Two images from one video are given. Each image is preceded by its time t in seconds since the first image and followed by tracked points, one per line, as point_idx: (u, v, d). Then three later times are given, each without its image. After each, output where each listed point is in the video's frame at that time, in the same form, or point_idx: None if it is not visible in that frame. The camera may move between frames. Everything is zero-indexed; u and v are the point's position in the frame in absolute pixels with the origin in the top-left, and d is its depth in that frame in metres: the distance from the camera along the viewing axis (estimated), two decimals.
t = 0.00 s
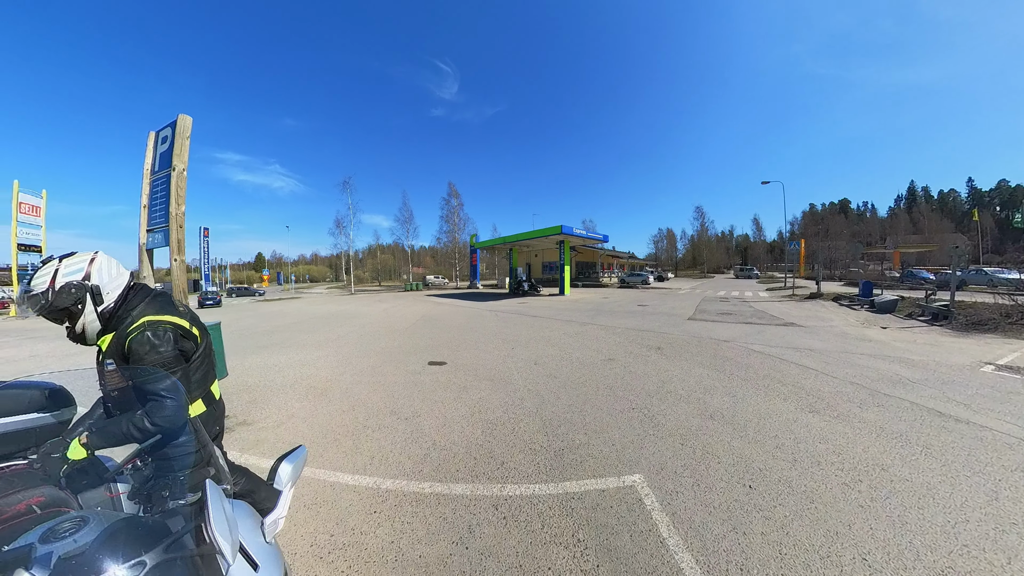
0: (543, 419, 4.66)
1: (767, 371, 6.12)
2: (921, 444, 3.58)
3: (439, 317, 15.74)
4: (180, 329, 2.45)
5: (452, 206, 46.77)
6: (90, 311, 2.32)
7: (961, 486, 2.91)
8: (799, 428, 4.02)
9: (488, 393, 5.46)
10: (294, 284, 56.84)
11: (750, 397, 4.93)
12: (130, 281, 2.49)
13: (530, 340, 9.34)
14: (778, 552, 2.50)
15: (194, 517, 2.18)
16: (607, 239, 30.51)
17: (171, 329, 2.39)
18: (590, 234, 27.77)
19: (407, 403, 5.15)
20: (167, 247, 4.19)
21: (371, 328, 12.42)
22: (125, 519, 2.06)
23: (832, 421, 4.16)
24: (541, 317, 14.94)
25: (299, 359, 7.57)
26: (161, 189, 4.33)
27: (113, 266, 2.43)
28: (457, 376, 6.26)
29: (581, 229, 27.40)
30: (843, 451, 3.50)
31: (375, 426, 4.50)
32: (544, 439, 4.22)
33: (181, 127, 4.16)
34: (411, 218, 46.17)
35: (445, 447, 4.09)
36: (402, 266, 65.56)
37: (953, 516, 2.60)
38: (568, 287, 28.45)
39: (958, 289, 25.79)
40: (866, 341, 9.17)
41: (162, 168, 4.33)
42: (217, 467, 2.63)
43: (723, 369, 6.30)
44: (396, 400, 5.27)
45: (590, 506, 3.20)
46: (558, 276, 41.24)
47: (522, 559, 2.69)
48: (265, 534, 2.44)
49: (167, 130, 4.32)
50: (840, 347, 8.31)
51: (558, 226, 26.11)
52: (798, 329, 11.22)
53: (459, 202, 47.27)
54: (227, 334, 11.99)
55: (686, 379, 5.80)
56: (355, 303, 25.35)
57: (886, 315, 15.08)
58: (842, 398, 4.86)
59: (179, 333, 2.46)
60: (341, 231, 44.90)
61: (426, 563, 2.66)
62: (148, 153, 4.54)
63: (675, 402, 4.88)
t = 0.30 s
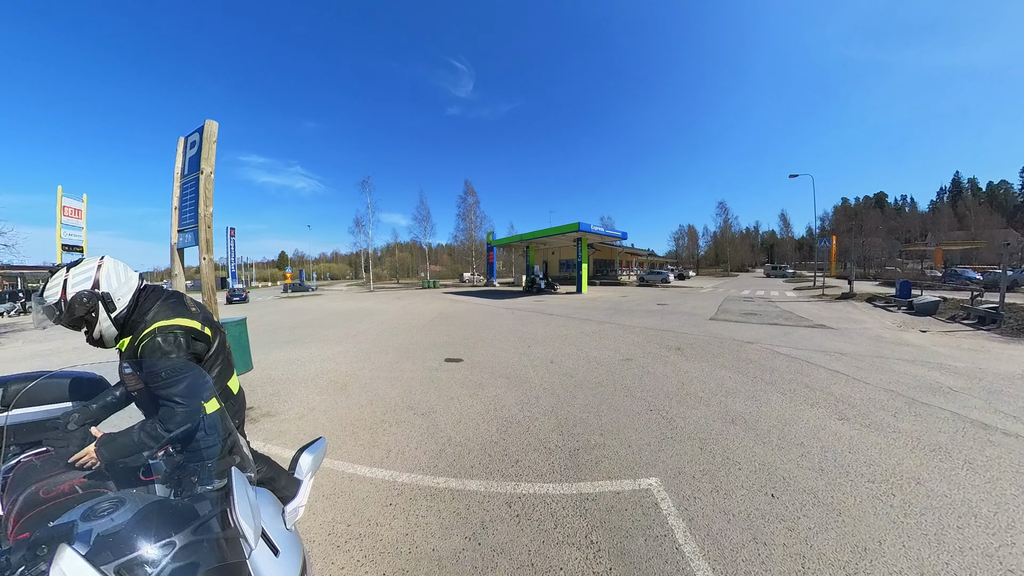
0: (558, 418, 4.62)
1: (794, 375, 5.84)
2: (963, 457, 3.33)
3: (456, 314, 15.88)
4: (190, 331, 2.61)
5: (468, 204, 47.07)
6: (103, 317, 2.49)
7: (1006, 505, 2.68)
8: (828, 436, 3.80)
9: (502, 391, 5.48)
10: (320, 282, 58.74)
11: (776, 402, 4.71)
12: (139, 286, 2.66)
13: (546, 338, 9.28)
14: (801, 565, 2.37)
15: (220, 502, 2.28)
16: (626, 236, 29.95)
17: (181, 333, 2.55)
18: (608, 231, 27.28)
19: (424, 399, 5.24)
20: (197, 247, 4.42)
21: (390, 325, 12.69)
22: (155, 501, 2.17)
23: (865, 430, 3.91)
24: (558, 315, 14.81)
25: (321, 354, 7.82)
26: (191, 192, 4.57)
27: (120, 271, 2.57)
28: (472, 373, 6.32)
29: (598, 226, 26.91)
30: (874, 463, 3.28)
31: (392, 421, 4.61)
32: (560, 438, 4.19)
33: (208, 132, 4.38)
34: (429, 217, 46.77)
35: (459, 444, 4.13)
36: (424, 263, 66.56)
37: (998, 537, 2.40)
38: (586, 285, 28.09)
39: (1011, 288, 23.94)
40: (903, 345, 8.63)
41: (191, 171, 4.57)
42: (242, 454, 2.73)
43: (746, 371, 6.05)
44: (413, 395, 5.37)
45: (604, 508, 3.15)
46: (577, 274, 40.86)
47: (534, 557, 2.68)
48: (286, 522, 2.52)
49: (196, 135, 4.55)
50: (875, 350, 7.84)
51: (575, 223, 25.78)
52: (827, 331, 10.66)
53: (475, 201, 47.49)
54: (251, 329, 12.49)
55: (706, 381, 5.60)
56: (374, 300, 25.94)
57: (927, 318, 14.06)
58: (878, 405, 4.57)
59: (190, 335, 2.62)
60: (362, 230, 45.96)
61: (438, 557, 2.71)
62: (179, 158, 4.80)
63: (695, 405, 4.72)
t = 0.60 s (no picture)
0: (574, 418, 4.57)
1: (824, 380, 5.54)
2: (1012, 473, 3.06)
3: (473, 312, 15.98)
4: (209, 329, 2.75)
5: (485, 202, 47.12)
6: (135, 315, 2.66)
7: None
8: (859, 445, 3.58)
9: (517, 389, 5.47)
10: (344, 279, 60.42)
11: (804, 408, 4.47)
12: (165, 285, 2.81)
13: (564, 337, 9.18)
14: None
15: (244, 488, 2.38)
16: (646, 234, 29.28)
17: (200, 331, 2.68)
18: (626, 228, 26.68)
19: (440, 395, 5.31)
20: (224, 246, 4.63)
21: (408, 321, 12.92)
22: (183, 486, 2.26)
23: (900, 440, 3.65)
24: (575, 313, 14.64)
25: (342, 349, 8.05)
26: (218, 193, 4.79)
27: (148, 270, 2.72)
28: (487, 370, 6.35)
29: (614, 223, 26.37)
30: (909, 476, 3.07)
31: (408, 415, 4.70)
32: (576, 438, 4.14)
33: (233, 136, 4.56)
34: (446, 215, 47.23)
35: (474, 440, 4.17)
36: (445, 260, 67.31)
37: None
38: (603, 284, 27.58)
39: None
40: (946, 350, 8.05)
41: (218, 173, 4.78)
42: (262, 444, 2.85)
43: (772, 375, 5.79)
44: (429, 391, 5.45)
45: (619, 511, 3.08)
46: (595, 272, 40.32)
47: (546, 557, 2.67)
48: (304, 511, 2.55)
49: (222, 139, 4.75)
50: (914, 355, 7.34)
51: (593, 219, 25.35)
52: (858, 334, 10.06)
53: (492, 198, 47.55)
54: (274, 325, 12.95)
55: (728, 384, 5.38)
56: (392, 297, 26.44)
57: (976, 320, 13.04)
58: (917, 414, 4.27)
59: (209, 332, 2.76)
60: (381, 228, 46.94)
61: (451, 551, 2.74)
62: (208, 161, 5.02)
63: (717, 409, 4.55)
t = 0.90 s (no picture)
0: (591, 418, 4.50)
1: (857, 385, 5.24)
2: None
3: (489, 309, 16.01)
4: (245, 319, 2.93)
5: (502, 199, 47.16)
6: (178, 305, 2.83)
7: None
8: (894, 457, 3.36)
9: (533, 387, 5.47)
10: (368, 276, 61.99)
11: (834, 415, 4.24)
12: (205, 279, 3.00)
13: (580, 336, 9.06)
14: None
15: (268, 477, 2.46)
16: (666, 231, 28.55)
17: (237, 320, 2.86)
18: (646, 225, 26.01)
19: (456, 391, 5.38)
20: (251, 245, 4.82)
21: (425, 318, 13.11)
22: (211, 472, 2.35)
23: (940, 453, 3.39)
24: (593, 312, 14.43)
25: (361, 345, 8.25)
26: (244, 195, 4.98)
27: (190, 266, 2.93)
28: (503, 367, 6.37)
29: (633, 219, 25.77)
30: (948, 492, 2.84)
31: (424, 411, 4.79)
32: (592, 439, 4.08)
33: (257, 139, 4.73)
34: (462, 213, 47.64)
35: (489, 437, 4.19)
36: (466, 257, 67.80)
37: None
38: (621, 284, 27.08)
39: None
40: (993, 355, 7.51)
41: (244, 175, 4.97)
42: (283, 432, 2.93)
43: (799, 379, 5.52)
44: (445, 387, 5.53)
45: (633, 515, 3.02)
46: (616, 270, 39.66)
47: (558, 557, 2.66)
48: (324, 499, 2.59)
49: (247, 142, 4.93)
50: (957, 361, 6.88)
51: (611, 216, 24.87)
52: (896, 337, 9.49)
53: (508, 195, 47.54)
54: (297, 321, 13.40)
55: (752, 388, 5.16)
56: (409, 294, 26.85)
57: None
58: (962, 424, 3.97)
59: (245, 322, 2.94)
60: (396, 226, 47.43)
61: (464, 546, 2.78)
62: (234, 165, 5.22)
63: (740, 414, 4.37)
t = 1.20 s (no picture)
0: (609, 419, 4.43)
1: (893, 393, 4.92)
2: None
3: (507, 307, 16.00)
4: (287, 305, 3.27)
5: (518, 197, 47.01)
6: (227, 290, 3.09)
7: None
8: (932, 471, 3.13)
9: (550, 385, 5.44)
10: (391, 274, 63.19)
11: (868, 423, 3.99)
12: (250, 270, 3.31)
13: (598, 335, 8.91)
14: None
15: (289, 465, 2.49)
16: (688, 227, 27.70)
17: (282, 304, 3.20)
18: (667, 222, 25.27)
19: (471, 387, 5.43)
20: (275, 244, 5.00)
21: (443, 315, 13.26)
22: (236, 459, 2.37)
23: (984, 469, 3.13)
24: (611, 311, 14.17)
25: (379, 341, 8.43)
26: (269, 195, 5.18)
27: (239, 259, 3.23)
28: (519, 365, 6.37)
29: (653, 216, 25.13)
30: (993, 512, 2.61)
31: (441, 406, 4.86)
32: (608, 441, 4.00)
33: (280, 141, 4.90)
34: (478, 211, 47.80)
35: (504, 435, 4.20)
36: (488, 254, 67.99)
37: None
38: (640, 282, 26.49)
39: None
40: None
41: (269, 177, 5.16)
42: (303, 423, 3.00)
43: (829, 384, 5.23)
44: (462, 383, 5.59)
45: (648, 519, 2.94)
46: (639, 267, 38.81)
47: (569, 558, 2.63)
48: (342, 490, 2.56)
49: (270, 145, 5.12)
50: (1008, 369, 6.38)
51: (631, 213, 24.31)
52: (940, 341, 8.88)
53: (526, 192, 47.29)
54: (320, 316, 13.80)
55: (778, 393, 4.92)
56: (427, 292, 27.17)
57: None
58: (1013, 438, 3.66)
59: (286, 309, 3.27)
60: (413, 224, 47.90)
61: (476, 541, 2.80)
62: (259, 166, 5.43)
63: (764, 419, 4.18)
